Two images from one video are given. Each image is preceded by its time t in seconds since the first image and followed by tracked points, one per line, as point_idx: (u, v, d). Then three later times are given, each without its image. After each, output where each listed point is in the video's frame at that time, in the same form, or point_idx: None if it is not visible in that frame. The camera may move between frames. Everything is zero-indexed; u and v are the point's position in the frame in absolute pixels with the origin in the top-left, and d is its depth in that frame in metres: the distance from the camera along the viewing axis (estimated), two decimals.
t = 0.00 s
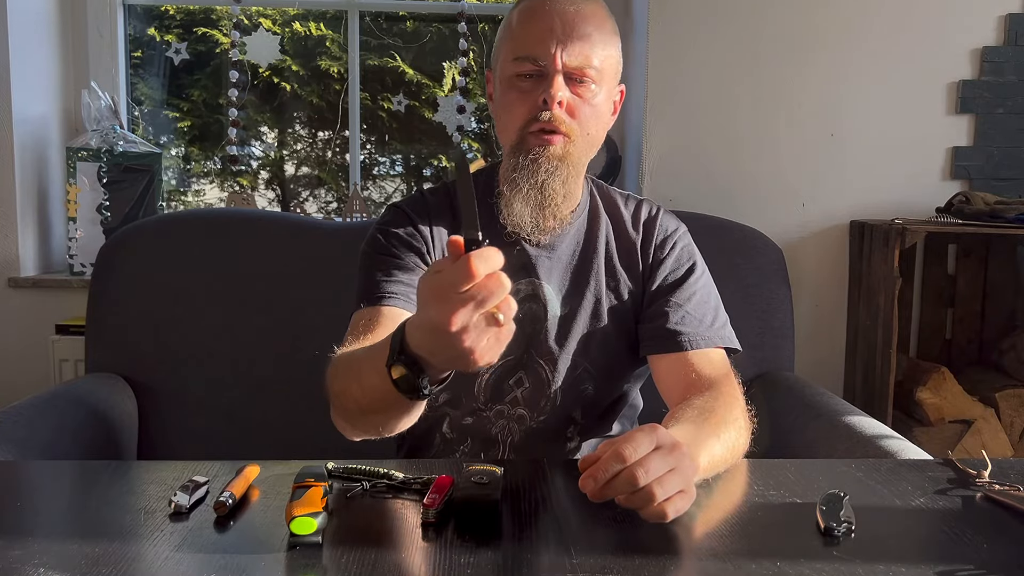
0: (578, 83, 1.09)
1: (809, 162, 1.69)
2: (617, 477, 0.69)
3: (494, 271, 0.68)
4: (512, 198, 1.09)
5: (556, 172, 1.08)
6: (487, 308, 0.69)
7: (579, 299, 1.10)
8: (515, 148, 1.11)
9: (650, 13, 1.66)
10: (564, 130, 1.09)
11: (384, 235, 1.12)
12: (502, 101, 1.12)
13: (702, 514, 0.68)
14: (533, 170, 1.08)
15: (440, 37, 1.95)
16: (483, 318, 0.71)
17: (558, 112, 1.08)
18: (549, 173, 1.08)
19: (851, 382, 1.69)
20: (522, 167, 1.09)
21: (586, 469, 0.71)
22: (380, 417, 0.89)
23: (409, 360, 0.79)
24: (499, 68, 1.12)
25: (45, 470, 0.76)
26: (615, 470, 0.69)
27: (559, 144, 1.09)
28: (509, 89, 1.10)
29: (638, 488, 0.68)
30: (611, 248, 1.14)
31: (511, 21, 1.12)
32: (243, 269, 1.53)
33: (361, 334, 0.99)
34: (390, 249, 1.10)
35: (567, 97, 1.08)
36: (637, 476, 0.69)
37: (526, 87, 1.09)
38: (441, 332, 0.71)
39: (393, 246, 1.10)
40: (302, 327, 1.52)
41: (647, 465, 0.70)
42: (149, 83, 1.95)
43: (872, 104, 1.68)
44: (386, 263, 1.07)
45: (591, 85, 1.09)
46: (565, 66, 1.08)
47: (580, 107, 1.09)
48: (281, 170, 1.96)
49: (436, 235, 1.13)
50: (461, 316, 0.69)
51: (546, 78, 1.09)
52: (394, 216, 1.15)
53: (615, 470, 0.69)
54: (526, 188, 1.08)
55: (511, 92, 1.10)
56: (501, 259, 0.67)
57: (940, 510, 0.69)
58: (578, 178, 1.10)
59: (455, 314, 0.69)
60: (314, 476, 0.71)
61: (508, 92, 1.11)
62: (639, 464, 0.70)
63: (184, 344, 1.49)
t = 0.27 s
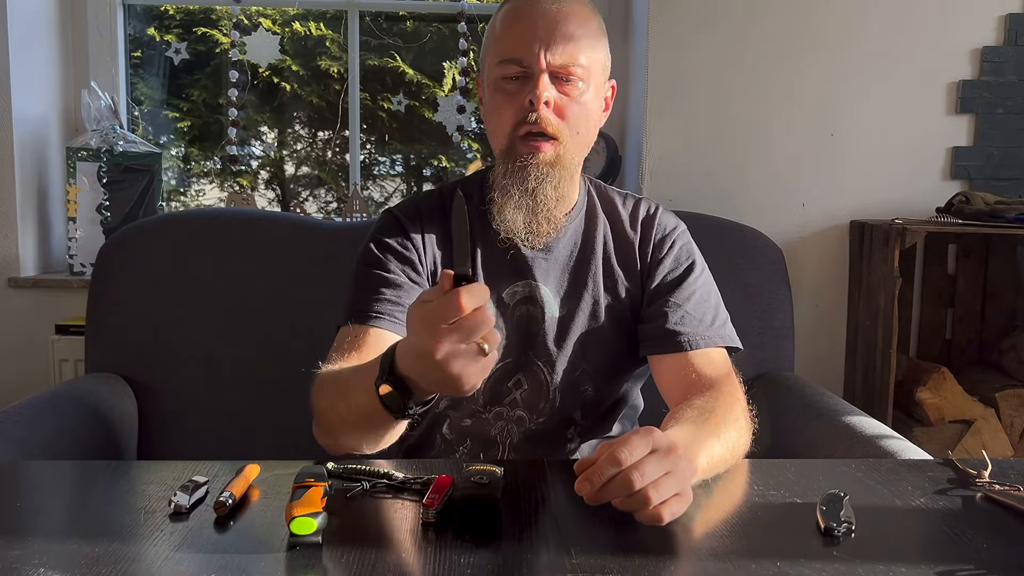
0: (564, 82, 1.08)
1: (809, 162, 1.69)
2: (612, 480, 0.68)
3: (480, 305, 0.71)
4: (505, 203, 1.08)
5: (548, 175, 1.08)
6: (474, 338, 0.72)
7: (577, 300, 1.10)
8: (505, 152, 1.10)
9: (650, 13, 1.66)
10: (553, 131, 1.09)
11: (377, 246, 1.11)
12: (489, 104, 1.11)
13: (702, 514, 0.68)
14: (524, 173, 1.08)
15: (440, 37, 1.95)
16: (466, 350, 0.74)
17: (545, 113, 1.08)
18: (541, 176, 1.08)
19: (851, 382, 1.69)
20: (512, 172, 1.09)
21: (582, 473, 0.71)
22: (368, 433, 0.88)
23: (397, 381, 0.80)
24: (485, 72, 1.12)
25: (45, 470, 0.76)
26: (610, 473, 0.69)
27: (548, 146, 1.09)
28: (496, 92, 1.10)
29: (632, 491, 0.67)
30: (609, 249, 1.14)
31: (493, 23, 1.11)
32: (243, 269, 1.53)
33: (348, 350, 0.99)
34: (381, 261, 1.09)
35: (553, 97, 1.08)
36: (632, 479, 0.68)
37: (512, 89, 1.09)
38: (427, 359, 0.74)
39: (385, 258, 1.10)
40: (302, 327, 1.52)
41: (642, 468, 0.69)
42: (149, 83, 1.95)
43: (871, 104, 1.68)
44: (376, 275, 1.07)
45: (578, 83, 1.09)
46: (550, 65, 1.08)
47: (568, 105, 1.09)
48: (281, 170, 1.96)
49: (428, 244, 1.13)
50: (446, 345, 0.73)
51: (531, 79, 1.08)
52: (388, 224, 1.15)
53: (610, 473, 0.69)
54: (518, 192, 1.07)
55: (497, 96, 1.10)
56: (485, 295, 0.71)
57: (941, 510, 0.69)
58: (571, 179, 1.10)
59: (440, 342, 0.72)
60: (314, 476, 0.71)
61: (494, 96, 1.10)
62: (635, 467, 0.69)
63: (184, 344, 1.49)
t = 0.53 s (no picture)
0: (540, 94, 1.08)
1: (809, 162, 1.69)
2: (598, 469, 0.71)
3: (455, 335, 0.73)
4: (489, 218, 1.08)
5: (532, 187, 1.08)
6: (450, 367, 0.75)
7: (571, 307, 1.11)
8: (488, 168, 1.10)
9: (650, 13, 1.66)
10: (534, 144, 1.08)
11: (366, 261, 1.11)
12: (468, 122, 1.11)
13: (701, 514, 0.68)
14: (507, 187, 1.08)
15: (440, 37, 1.95)
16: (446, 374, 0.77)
17: (523, 127, 1.07)
18: (525, 189, 1.07)
19: (851, 382, 1.69)
20: (495, 186, 1.09)
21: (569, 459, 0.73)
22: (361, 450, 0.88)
23: (384, 408, 0.85)
24: (462, 90, 1.12)
25: (45, 470, 0.76)
26: (595, 462, 0.71)
27: (530, 159, 1.08)
28: (473, 108, 1.10)
29: (617, 481, 0.69)
30: (602, 252, 1.14)
31: (465, 40, 1.11)
32: (243, 269, 1.53)
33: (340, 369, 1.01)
34: (371, 277, 1.09)
35: (530, 110, 1.07)
36: (616, 470, 0.70)
37: (488, 106, 1.09)
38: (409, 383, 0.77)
39: (375, 274, 1.10)
40: (302, 327, 1.52)
41: (629, 459, 0.71)
42: (149, 83, 1.95)
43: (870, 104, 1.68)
44: (366, 294, 1.07)
45: (554, 93, 1.08)
46: (523, 79, 1.07)
47: (546, 116, 1.08)
48: (281, 170, 1.96)
49: (416, 255, 1.13)
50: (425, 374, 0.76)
51: (506, 94, 1.08)
52: (378, 237, 1.15)
53: (596, 463, 0.71)
54: (502, 207, 1.07)
55: (475, 114, 1.10)
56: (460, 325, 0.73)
57: (941, 510, 0.69)
58: (556, 188, 1.10)
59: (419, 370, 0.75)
60: (314, 476, 0.71)
61: (472, 114, 1.10)
62: (620, 458, 0.71)
63: (184, 344, 1.49)
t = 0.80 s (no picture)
0: (525, 110, 1.06)
1: (809, 162, 1.69)
2: (553, 431, 0.78)
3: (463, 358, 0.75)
4: (482, 238, 1.07)
5: (524, 205, 1.06)
6: (455, 386, 0.77)
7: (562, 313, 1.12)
8: (477, 187, 1.09)
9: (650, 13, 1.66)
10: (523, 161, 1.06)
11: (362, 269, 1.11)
12: (453, 142, 1.09)
13: (700, 513, 0.68)
14: (498, 207, 1.06)
15: (440, 37, 1.95)
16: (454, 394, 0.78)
17: (511, 146, 1.05)
18: (517, 207, 1.06)
19: (851, 382, 1.69)
20: (485, 206, 1.07)
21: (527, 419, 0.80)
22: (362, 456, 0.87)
23: (390, 422, 0.85)
24: (445, 108, 1.10)
25: (45, 470, 0.76)
26: (550, 423, 0.78)
27: (519, 176, 1.07)
28: (458, 129, 1.08)
29: (571, 443, 0.77)
30: (592, 257, 1.14)
31: (444, 58, 1.08)
32: (243, 269, 1.53)
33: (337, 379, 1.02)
34: (367, 285, 1.10)
35: (516, 129, 1.05)
36: (570, 431, 0.77)
37: (473, 125, 1.06)
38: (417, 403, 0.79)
39: (371, 282, 1.10)
40: (302, 327, 1.52)
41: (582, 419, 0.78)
42: (149, 83, 1.95)
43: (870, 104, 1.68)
44: (363, 302, 1.08)
45: (540, 108, 1.06)
46: (507, 97, 1.05)
47: (533, 132, 1.06)
48: (282, 170, 1.96)
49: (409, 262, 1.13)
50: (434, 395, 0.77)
51: (491, 113, 1.05)
52: (371, 244, 1.15)
53: (552, 424, 0.78)
54: (495, 226, 1.06)
55: (460, 133, 1.08)
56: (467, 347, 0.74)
57: (940, 510, 0.69)
58: (546, 203, 1.09)
59: (427, 390, 0.77)
60: (314, 476, 0.71)
61: (458, 133, 1.08)
62: (574, 418, 0.78)
63: (185, 344, 1.49)
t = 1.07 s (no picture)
0: (524, 136, 1.02)
1: (809, 162, 1.69)
2: (572, 450, 0.74)
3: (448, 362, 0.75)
4: (473, 255, 1.06)
5: (516, 230, 1.06)
6: (444, 391, 0.77)
7: (557, 318, 1.13)
8: (472, 207, 1.07)
9: (650, 13, 1.66)
10: (518, 187, 1.04)
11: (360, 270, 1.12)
12: (450, 161, 1.07)
13: (700, 514, 0.68)
14: (491, 230, 1.05)
15: (440, 37, 1.95)
16: (443, 399, 0.78)
17: (507, 172, 1.03)
18: (509, 232, 1.05)
19: (851, 382, 1.69)
20: (479, 228, 1.06)
21: (543, 441, 0.76)
22: (360, 454, 0.87)
23: (385, 426, 0.85)
24: (443, 125, 1.07)
25: (45, 470, 0.76)
26: (567, 443, 0.75)
27: (514, 202, 1.05)
28: (455, 150, 1.05)
29: (591, 463, 0.73)
30: (588, 262, 1.14)
31: (445, 74, 1.04)
32: (243, 269, 1.53)
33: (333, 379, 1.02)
34: (365, 286, 1.10)
35: (514, 155, 1.03)
36: (589, 451, 0.74)
37: (470, 148, 1.03)
38: (407, 410, 0.79)
39: (369, 283, 1.10)
40: (302, 327, 1.52)
41: (601, 439, 0.75)
42: (149, 83, 1.95)
43: (870, 104, 1.68)
44: (361, 303, 1.08)
45: (539, 135, 1.03)
46: (506, 123, 1.01)
47: (530, 159, 1.04)
48: (282, 170, 1.96)
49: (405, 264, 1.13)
50: (424, 401, 0.77)
51: (489, 138, 1.02)
52: (369, 243, 1.15)
53: (569, 445, 0.75)
54: (487, 247, 1.06)
55: (457, 153, 1.05)
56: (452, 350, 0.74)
57: (941, 510, 0.69)
58: (538, 226, 1.08)
59: (416, 395, 0.77)
60: (314, 476, 0.71)
61: (454, 152, 1.05)
62: (593, 439, 0.75)
63: (184, 344, 1.49)
